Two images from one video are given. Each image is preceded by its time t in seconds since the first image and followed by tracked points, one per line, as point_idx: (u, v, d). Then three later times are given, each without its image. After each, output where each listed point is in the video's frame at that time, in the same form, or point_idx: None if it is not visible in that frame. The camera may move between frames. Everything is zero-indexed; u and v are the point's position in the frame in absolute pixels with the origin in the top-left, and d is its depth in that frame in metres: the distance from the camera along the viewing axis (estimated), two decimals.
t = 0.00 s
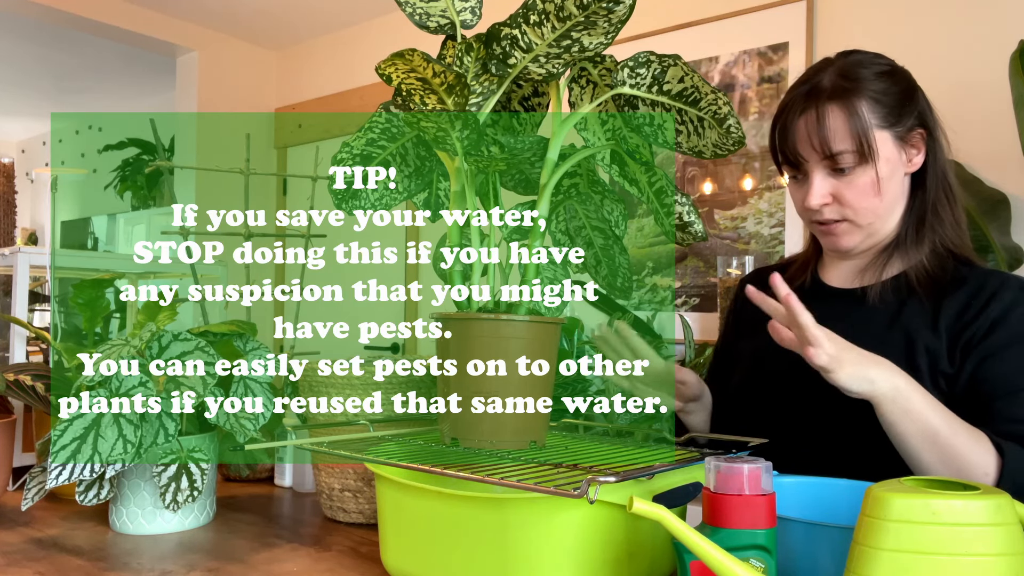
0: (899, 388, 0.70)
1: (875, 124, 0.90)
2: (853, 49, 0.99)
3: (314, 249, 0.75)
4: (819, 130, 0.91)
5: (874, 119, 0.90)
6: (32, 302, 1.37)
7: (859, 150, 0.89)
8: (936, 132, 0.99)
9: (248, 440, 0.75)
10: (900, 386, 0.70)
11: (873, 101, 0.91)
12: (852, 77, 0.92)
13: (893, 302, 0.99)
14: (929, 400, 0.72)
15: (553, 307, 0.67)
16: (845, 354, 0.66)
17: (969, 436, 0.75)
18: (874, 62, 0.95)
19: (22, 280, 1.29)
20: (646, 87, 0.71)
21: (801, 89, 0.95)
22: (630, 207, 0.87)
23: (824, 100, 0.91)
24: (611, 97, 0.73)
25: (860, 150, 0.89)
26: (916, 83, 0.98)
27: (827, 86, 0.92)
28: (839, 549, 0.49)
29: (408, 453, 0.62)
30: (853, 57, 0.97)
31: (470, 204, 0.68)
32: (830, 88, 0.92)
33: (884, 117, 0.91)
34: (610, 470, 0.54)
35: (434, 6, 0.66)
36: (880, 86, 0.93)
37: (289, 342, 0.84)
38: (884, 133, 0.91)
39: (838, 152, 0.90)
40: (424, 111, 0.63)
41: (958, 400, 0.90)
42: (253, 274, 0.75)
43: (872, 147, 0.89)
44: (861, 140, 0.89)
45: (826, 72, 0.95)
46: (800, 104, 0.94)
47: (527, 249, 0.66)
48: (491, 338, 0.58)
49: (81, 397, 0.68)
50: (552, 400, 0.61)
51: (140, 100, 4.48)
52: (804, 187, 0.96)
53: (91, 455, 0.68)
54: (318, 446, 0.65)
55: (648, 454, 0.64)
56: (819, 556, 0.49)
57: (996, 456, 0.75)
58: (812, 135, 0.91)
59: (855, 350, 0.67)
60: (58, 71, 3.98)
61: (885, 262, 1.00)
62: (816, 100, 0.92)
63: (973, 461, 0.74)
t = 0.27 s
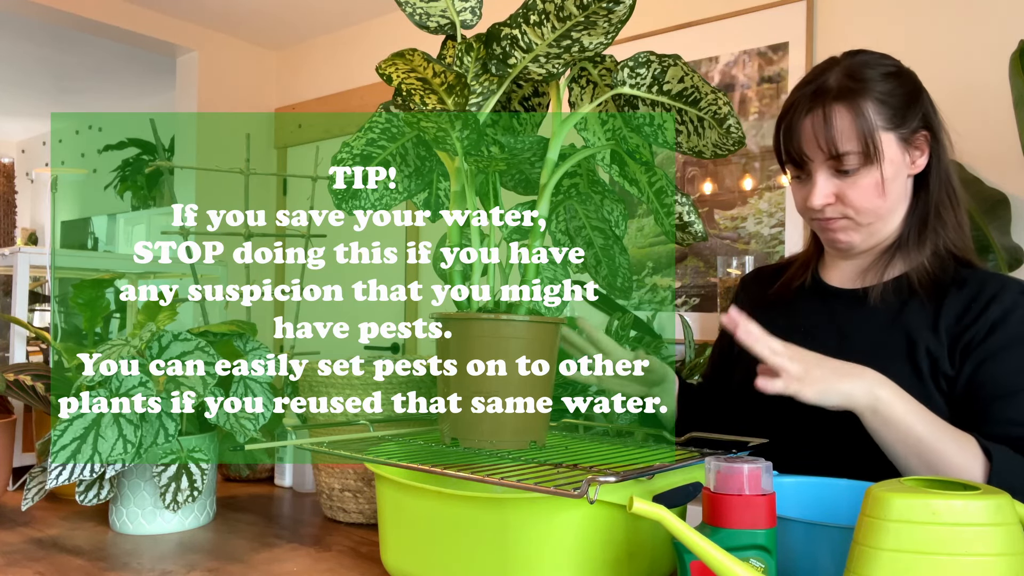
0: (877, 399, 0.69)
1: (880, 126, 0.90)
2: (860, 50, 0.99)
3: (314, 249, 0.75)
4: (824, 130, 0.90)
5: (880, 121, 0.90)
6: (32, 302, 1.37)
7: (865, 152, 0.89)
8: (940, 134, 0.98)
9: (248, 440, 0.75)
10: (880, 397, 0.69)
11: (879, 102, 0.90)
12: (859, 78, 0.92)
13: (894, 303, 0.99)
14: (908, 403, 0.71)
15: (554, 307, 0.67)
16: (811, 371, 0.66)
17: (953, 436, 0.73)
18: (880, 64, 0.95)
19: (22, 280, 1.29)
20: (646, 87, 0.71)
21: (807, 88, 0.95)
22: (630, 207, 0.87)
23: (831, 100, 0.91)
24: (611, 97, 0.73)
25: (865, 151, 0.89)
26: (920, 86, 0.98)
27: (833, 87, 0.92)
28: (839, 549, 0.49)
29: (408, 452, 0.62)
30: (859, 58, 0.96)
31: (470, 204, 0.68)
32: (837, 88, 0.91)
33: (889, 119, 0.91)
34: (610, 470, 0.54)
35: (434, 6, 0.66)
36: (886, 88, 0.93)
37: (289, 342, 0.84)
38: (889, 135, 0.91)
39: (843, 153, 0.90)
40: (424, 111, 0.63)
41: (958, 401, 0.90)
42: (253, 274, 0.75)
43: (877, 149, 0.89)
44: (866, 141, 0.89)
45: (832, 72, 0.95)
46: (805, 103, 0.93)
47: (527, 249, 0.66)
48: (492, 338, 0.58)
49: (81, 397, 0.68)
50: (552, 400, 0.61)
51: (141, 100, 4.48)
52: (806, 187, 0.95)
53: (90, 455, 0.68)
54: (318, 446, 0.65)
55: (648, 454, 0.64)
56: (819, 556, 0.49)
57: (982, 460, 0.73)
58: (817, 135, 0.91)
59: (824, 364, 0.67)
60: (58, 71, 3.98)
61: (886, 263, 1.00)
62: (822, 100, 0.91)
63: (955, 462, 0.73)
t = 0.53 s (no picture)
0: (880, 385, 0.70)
1: (875, 127, 0.90)
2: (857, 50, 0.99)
3: (314, 249, 0.75)
4: (818, 133, 0.91)
5: (875, 122, 0.90)
6: (32, 302, 1.37)
7: (860, 153, 0.89)
8: (938, 135, 0.98)
9: (249, 440, 0.75)
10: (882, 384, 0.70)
11: (875, 103, 0.90)
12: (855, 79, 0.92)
13: (893, 303, 0.98)
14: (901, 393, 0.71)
15: (553, 307, 0.67)
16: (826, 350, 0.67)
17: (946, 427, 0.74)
18: (876, 65, 0.95)
19: (22, 280, 1.29)
20: (646, 87, 0.71)
21: (802, 90, 0.95)
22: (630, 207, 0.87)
23: (826, 102, 0.91)
24: (611, 97, 0.73)
25: (860, 152, 0.89)
26: (918, 86, 0.98)
27: (829, 88, 0.92)
28: (839, 549, 0.49)
29: (408, 452, 0.62)
30: (856, 59, 0.96)
31: (469, 204, 0.68)
32: (832, 90, 0.92)
33: (885, 119, 0.91)
34: (610, 470, 0.54)
35: (434, 6, 0.66)
36: (882, 88, 0.93)
37: (289, 342, 0.84)
38: (884, 136, 0.91)
39: (838, 154, 0.90)
40: (424, 111, 0.63)
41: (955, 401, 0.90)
42: (253, 274, 0.75)
43: (872, 149, 0.89)
44: (861, 142, 0.89)
45: (828, 74, 0.95)
46: (801, 105, 0.94)
47: (527, 249, 0.66)
48: (491, 338, 0.58)
49: (81, 397, 0.68)
50: (552, 400, 0.61)
51: (141, 100, 4.48)
52: (803, 189, 0.96)
53: (91, 455, 0.68)
54: (318, 446, 0.65)
55: (648, 454, 0.64)
56: (819, 557, 0.49)
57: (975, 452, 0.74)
58: (812, 137, 0.91)
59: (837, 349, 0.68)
60: (58, 71, 3.98)
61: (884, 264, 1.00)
62: (817, 102, 0.92)
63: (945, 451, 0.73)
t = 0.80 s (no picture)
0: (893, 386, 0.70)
1: (867, 127, 0.91)
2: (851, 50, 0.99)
3: (314, 249, 0.75)
4: (810, 133, 0.91)
5: (867, 121, 0.91)
6: (32, 302, 1.37)
7: (851, 152, 0.90)
8: (932, 136, 0.99)
9: (248, 440, 0.75)
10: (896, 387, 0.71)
11: (867, 103, 0.91)
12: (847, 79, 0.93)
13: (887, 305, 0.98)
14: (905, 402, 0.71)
15: (553, 307, 0.67)
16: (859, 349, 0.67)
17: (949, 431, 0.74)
18: (869, 65, 0.96)
19: (22, 280, 1.29)
20: (646, 87, 0.71)
21: (795, 90, 0.96)
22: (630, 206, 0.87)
23: (817, 102, 0.92)
24: (611, 97, 0.73)
25: (851, 152, 0.90)
26: (911, 86, 0.98)
27: (821, 88, 0.93)
28: (839, 549, 0.49)
29: (408, 452, 0.62)
30: (849, 60, 0.97)
31: (469, 204, 0.68)
32: (823, 90, 0.92)
33: (876, 119, 0.91)
34: (610, 470, 0.54)
35: (434, 6, 0.66)
36: (875, 89, 0.94)
37: (289, 342, 0.84)
38: (876, 137, 0.91)
39: (827, 154, 0.91)
40: (424, 111, 0.63)
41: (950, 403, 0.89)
42: (253, 274, 0.75)
43: (862, 149, 0.90)
44: (852, 142, 0.90)
45: (821, 74, 0.95)
46: (793, 105, 0.94)
47: (527, 249, 0.66)
48: (491, 338, 0.58)
49: (81, 397, 0.68)
50: (552, 400, 0.61)
51: (141, 100, 4.48)
52: (796, 190, 0.96)
53: (91, 455, 0.68)
54: (318, 446, 0.65)
55: (648, 454, 0.64)
56: (819, 557, 0.49)
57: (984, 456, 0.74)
58: (804, 138, 0.92)
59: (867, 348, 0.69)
60: (58, 71, 3.98)
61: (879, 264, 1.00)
62: (809, 103, 0.92)
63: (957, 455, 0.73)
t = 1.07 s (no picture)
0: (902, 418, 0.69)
1: (856, 130, 0.89)
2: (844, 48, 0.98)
3: (314, 249, 0.75)
4: (798, 136, 0.90)
5: (858, 124, 0.89)
6: (32, 302, 1.37)
7: (840, 156, 0.89)
8: (928, 136, 0.97)
9: (248, 440, 0.75)
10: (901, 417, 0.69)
11: (857, 105, 0.90)
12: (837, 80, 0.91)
13: (884, 311, 0.98)
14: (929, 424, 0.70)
15: (553, 307, 0.67)
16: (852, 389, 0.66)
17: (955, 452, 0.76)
18: (862, 65, 0.94)
19: (22, 280, 1.29)
20: (646, 87, 0.71)
21: (785, 92, 0.94)
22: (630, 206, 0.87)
23: (807, 104, 0.91)
24: (611, 97, 0.73)
25: (840, 156, 0.88)
26: (904, 86, 0.96)
27: (810, 89, 0.92)
28: (839, 549, 0.49)
29: (408, 453, 0.62)
30: (841, 59, 0.95)
31: (469, 204, 0.68)
32: (813, 92, 0.91)
33: (867, 122, 0.90)
34: (610, 470, 0.54)
35: (434, 6, 0.66)
36: (866, 90, 0.92)
37: (289, 342, 0.84)
38: (866, 139, 0.90)
39: (816, 158, 0.90)
40: (424, 111, 0.63)
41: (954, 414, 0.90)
42: (253, 274, 0.75)
43: (852, 153, 0.88)
44: (841, 145, 0.88)
45: (812, 75, 0.94)
46: (783, 107, 0.93)
47: (527, 249, 0.66)
48: (491, 338, 0.58)
49: (81, 397, 0.68)
50: (552, 400, 0.61)
51: (140, 100, 4.48)
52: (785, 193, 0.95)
53: (91, 455, 0.68)
54: (318, 446, 0.65)
55: (648, 454, 0.64)
56: (819, 557, 0.49)
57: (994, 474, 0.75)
58: (792, 141, 0.91)
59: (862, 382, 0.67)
60: (58, 71, 3.98)
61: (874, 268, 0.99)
62: (797, 105, 0.91)
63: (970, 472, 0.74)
